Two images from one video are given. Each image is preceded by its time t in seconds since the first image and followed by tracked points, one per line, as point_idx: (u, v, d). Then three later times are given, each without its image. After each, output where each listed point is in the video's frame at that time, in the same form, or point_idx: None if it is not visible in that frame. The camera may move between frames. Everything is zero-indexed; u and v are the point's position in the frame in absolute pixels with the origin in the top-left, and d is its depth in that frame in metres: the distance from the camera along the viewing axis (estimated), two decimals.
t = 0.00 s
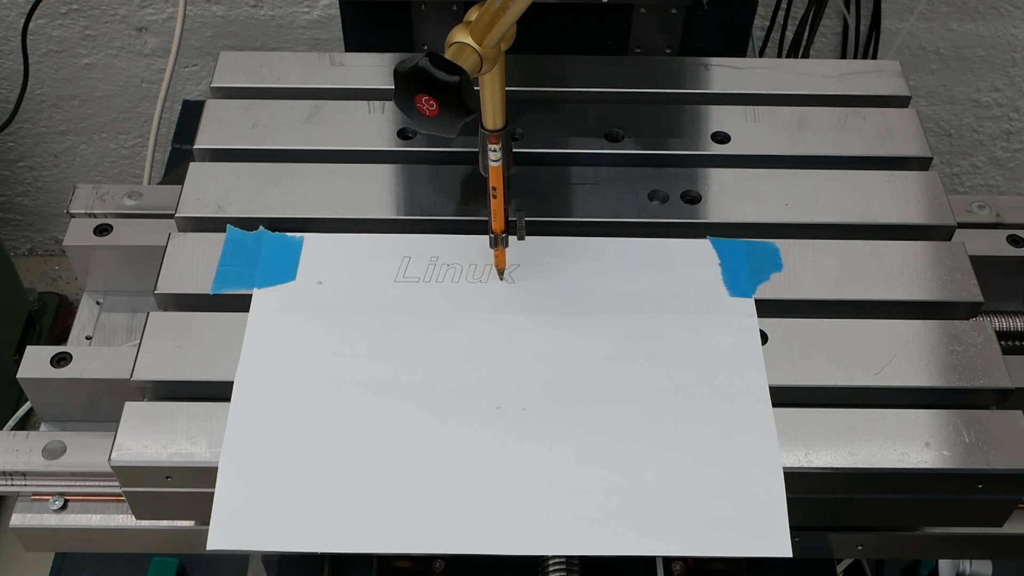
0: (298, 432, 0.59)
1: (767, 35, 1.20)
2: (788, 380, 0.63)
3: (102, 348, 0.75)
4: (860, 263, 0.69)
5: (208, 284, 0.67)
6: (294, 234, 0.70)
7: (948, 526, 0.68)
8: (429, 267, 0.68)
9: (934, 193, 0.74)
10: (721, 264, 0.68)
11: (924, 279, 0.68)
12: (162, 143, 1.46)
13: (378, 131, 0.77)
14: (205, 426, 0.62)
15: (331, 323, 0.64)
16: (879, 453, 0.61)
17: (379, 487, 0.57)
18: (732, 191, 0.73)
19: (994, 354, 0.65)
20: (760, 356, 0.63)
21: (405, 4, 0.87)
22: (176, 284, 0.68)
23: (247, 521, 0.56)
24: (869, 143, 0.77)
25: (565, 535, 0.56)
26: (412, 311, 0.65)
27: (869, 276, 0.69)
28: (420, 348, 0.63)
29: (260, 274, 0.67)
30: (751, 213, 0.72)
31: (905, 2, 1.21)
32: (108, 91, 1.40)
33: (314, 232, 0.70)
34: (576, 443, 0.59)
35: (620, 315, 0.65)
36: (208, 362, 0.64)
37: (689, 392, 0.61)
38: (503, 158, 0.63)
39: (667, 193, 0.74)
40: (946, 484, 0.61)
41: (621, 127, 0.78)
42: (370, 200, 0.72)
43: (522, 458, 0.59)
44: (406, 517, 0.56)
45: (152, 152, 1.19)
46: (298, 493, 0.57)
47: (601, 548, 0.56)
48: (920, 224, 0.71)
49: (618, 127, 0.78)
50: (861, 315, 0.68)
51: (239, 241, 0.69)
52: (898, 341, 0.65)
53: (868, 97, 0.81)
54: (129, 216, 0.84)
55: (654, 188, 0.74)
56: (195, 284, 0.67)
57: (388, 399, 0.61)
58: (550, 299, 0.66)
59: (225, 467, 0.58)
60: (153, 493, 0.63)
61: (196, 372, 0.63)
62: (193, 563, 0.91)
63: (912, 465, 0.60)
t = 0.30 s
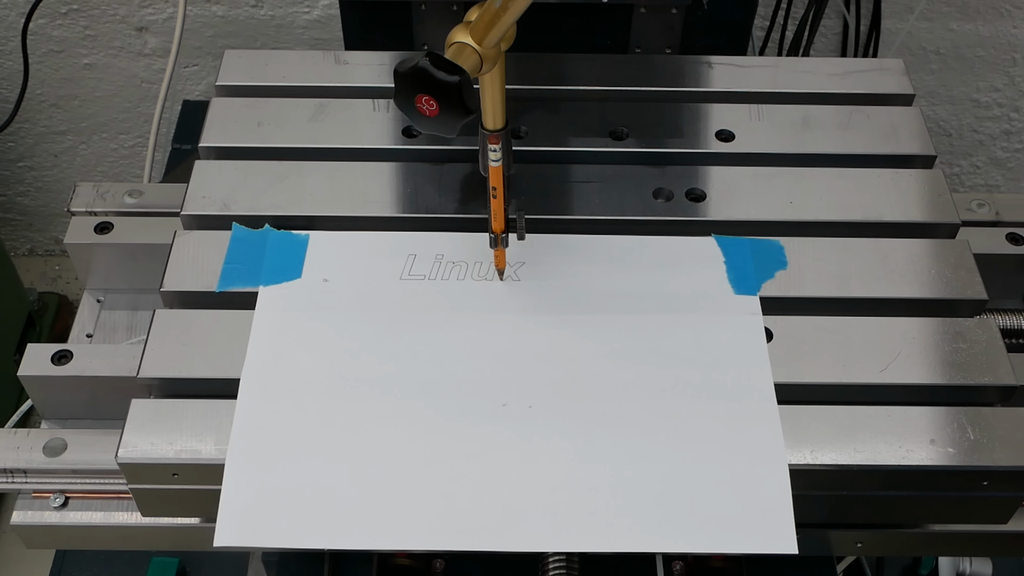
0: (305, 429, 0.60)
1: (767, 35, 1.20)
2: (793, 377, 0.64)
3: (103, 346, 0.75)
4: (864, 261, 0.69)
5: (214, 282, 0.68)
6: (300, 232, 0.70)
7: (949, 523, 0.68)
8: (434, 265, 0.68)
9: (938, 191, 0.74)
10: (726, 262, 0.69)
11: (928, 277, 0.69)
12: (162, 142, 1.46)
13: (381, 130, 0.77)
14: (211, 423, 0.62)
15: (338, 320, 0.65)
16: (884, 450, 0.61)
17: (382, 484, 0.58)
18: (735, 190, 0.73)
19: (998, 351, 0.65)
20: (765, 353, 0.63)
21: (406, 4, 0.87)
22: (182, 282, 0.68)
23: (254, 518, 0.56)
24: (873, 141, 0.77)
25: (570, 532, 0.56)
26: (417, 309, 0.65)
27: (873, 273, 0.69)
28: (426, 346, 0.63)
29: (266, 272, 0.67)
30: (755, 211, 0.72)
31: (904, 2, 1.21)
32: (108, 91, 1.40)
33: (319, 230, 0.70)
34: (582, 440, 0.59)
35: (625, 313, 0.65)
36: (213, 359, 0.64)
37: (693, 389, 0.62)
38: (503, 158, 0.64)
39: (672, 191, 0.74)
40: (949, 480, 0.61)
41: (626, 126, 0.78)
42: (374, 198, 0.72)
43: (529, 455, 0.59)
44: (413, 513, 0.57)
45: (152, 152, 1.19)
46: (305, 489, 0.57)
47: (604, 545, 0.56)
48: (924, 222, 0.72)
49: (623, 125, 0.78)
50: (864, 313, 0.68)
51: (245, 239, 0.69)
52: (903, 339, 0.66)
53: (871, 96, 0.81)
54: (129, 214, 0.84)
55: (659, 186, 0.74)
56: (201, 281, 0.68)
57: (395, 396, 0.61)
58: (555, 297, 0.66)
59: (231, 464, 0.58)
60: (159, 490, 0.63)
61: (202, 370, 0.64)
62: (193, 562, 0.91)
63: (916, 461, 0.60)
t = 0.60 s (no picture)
0: (309, 430, 0.59)
1: (767, 35, 1.19)
2: (798, 379, 0.63)
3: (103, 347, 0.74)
4: (869, 261, 0.69)
5: (219, 282, 0.67)
6: (304, 232, 0.70)
7: (952, 525, 0.68)
8: (438, 265, 0.68)
9: (942, 192, 0.73)
10: (732, 263, 0.68)
11: (933, 278, 0.68)
12: (162, 142, 1.46)
13: (382, 130, 0.76)
14: (216, 425, 0.62)
15: (341, 321, 0.64)
16: (890, 452, 0.61)
17: (386, 486, 0.57)
18: (739, 190, 0.73)
19: (1003, 352, 0.65)
20: (770, 354, 0.63)
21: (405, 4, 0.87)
22: (186, 282, 0.67)
23: (258, 519, 0.56)
24: (877, 142, 0.77)
25: (576, 533, 0.56)
26: (420, 310, 0.65)
27: (878, 274, 0.68)
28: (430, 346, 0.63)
29: (270, 272, 0.67)
30: (760, 212, 0.72)
31: (905, 2, 1.21)
32: (108, 91, 1.40)
33: (322, 231, 0.70)
34: (588, 441, 0.59)
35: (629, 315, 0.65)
36: (217, 360, 0.64)
37: (698, 390, 0.61)
38: (503, 158, 0.63)
39: (676, 192, 0.73)
40: (954, 482, 0.61)
41: (630, 126, 0.78)
42: (375, 199, 0.72)
43: (534, 456, 0.58)
44: (417, 515, 0.56)
45: (152, 152, 1.19)
46: (309, 491, 0.57)
47: (608, 547, 0.55)
48: (929, 222, 0.71)
49: (627, 126, 0.78)
50: (868, 314, 0.68)
51: (250, 240, 0.69)
52: (908, 340, 0.65)
53: (875, 96, 0.81)
54: (129, 215, 0.84)
55: (663, 187, 0.74)
56: (205, 282, 0.67)
57: (399, 397, 0.61)
58: (558, 298, 0.66)
59: (235, 465, 0.58)
60: (163, 491, 0.63)
61: (206, 371, 0.63)
62: (193, 562, 0.91)
63: (922, 463, 0.60)
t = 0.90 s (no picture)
0: (304, 435, 0.59)
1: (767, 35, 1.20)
2: (794, 383, 0.63)
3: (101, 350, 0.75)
4: (866, 265, 0.69)
5: (213, 286, 0.67)
6: (299, 236, 0.70)
7: (951, 529, 0.68)
8: (434, 269, 0.68)
9: (939, 195, 0.73)
10: (727, 266, 0.68)
11: (930, 282, 0.68)
12: (162, 142, 1.46)
13: (380, 133, 0.77)
14: (210, 430, 0.62)
15: (337, 325, 0.64)
16: (886, 456, 0.61)
17: (381, 490, 0.57)
18: (736, 193, 0.73)
19: (1000, 356, 0.65)
20: (765, 358, 0.63)
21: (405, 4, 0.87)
22: (180, 286, 0.67)
23: (253, 524, 0.56)
24: (874, 145, 0.77)
25: (570, 538, 0.56)
26: (416, 314, 0.65)
27: (875, 278, 0.68)
28: (426, 350, 0.63)
29: (265, 276, 0.67)
30: (756, 216, 0.72)
31: (905, 2, 1.21)
32: (108, 91, 1.40)
33: (318, 235, 0.70)
34: (583, 446, 0.59)
35: (626, 319, 0.65)
36: (213, 364, 0.64)
37: (693, 393, 0.61)
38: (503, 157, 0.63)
39: (672, 195, 0.74)
40: (951, 486, 0.61)
41: (627, 129, 0.78)
42: (374, 202, 0.72)
43: (529, 460, 0.59)
44: (412, 520, 0.56)
45: (152, 152, 1.19)
46: (304, 495, 0.57)
47: (603, 552, 0.55)
48: (926, 226, 0.71)
49: (624, 129, 0.78)
50: (865, 317, 0.68)
51: (244, 243, 0.69)
52: (905, 344, 0.65)
53: (873, 99, 0.81)
54: (128, 217, 0.84)
55: (659, 191, 0.74)
56: (200, 286, 0.67)
57: (394, 401, 0.61)
58: (555, 302, 0.66)
59: (230, 470, 0.58)
60: (157, 496, 0.63)
61: (201, 375, 0.63)
62: (193, 563, 0.91)
63: (918, 467, 0.60)
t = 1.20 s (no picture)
0: (299, 439, 0.59)
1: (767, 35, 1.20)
2: (789, 387, 0.63)
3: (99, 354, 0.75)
4: (862, 269, 0.69)
5: (208, 290, 0.67)
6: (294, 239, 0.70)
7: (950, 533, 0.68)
8: (430, 273, 0.68)
9: (937, 199, 0.74)
10: (723, 270, 0.68)
11: (927, 286, 0.68)
12: (162, 143, 1.46)
13: (379, 135, 0.77)
14: (204, 434, 0.62)
15: (333, 329, 0.64)
16: (882, 460, 0.61)
17: (376, 494, 0.57)
18: (733, 196, 0.73)
19: (997, 361, 0.65)
20: (761, 362, 0.63)
21: (405, 5, 0.87)
22: (175, 290, 0.67)
23: (247, 529, 0.56)
24: (872, 147, 0.77)
25: (566, 542, 0.56)
26: (412, 317, 0.65)
27: (872, 281, 0.69)
28: (422, 354, 0.63)
29: (260, 280, 0.67)
30: (752, 219, 0.72)
31: (905, 2, 1.21)
32: (108, 91, 1.40)
33: (314, 238, 0.70)
34: (578, 450, 0.59)
35: (622, 322, 0.65)
36: (208, 368, 0.64)
37: (689, 397, 0.61)
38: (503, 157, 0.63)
39: (668, 199, 0.74)
40: (948, 491, 0.61)
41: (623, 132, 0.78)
42: (371, 205, 0.72)
43: (524, 464, 0.59)
44: (407, 524, 0.56)
45: (152, 152, 1.19)
46: (299, 500, 0.57)
47: (598, 556, 0.56)
48: (922, 229, 0.71)
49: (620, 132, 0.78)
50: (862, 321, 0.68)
51: (239, 247, 0.69)
52: (902, 348, 0.65)
53: (870, 101, 0.81)
54: (127, 220, 0.84)
55: (656, 194, 0.74)
56: (196, 290, 0.67)
57: (389, 405, 0.61)
58: (552, 305, 0.66)
59: (225, 475, 0.58)
60: (152, 500, 0.63)
61: (195, 380, 0.63)
62: (193, 564, 0.91)
63: (915, 472, 0.60)
